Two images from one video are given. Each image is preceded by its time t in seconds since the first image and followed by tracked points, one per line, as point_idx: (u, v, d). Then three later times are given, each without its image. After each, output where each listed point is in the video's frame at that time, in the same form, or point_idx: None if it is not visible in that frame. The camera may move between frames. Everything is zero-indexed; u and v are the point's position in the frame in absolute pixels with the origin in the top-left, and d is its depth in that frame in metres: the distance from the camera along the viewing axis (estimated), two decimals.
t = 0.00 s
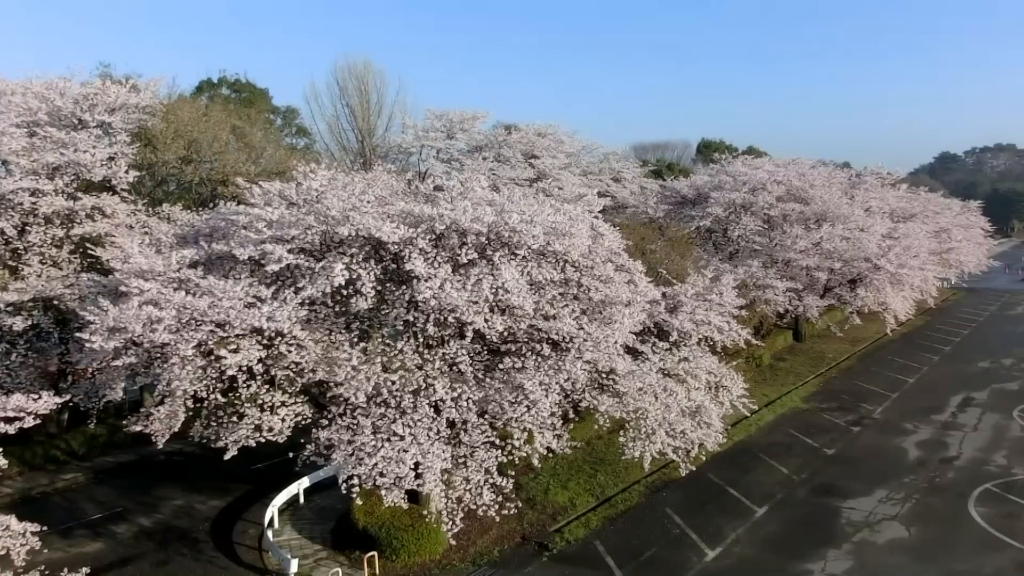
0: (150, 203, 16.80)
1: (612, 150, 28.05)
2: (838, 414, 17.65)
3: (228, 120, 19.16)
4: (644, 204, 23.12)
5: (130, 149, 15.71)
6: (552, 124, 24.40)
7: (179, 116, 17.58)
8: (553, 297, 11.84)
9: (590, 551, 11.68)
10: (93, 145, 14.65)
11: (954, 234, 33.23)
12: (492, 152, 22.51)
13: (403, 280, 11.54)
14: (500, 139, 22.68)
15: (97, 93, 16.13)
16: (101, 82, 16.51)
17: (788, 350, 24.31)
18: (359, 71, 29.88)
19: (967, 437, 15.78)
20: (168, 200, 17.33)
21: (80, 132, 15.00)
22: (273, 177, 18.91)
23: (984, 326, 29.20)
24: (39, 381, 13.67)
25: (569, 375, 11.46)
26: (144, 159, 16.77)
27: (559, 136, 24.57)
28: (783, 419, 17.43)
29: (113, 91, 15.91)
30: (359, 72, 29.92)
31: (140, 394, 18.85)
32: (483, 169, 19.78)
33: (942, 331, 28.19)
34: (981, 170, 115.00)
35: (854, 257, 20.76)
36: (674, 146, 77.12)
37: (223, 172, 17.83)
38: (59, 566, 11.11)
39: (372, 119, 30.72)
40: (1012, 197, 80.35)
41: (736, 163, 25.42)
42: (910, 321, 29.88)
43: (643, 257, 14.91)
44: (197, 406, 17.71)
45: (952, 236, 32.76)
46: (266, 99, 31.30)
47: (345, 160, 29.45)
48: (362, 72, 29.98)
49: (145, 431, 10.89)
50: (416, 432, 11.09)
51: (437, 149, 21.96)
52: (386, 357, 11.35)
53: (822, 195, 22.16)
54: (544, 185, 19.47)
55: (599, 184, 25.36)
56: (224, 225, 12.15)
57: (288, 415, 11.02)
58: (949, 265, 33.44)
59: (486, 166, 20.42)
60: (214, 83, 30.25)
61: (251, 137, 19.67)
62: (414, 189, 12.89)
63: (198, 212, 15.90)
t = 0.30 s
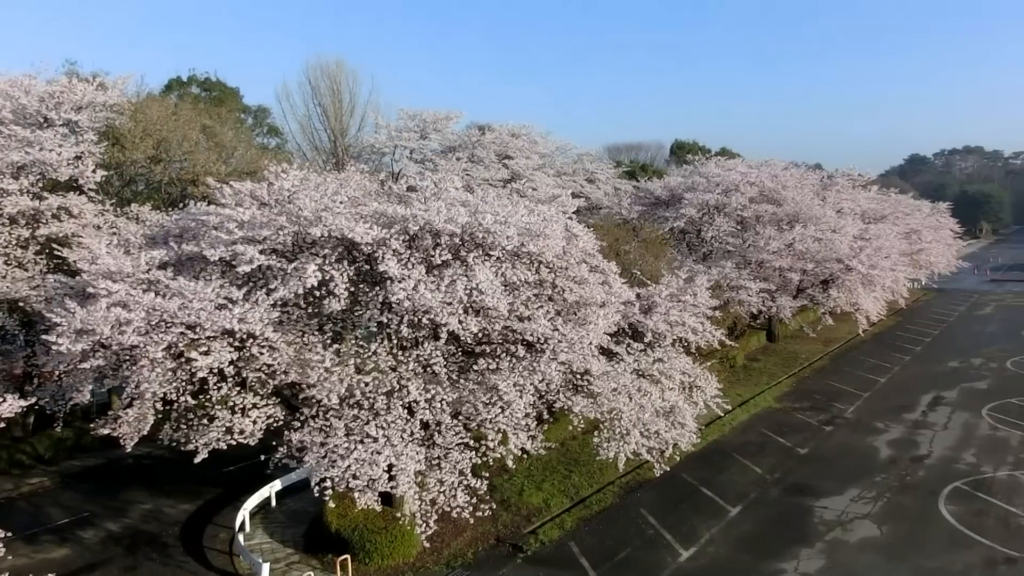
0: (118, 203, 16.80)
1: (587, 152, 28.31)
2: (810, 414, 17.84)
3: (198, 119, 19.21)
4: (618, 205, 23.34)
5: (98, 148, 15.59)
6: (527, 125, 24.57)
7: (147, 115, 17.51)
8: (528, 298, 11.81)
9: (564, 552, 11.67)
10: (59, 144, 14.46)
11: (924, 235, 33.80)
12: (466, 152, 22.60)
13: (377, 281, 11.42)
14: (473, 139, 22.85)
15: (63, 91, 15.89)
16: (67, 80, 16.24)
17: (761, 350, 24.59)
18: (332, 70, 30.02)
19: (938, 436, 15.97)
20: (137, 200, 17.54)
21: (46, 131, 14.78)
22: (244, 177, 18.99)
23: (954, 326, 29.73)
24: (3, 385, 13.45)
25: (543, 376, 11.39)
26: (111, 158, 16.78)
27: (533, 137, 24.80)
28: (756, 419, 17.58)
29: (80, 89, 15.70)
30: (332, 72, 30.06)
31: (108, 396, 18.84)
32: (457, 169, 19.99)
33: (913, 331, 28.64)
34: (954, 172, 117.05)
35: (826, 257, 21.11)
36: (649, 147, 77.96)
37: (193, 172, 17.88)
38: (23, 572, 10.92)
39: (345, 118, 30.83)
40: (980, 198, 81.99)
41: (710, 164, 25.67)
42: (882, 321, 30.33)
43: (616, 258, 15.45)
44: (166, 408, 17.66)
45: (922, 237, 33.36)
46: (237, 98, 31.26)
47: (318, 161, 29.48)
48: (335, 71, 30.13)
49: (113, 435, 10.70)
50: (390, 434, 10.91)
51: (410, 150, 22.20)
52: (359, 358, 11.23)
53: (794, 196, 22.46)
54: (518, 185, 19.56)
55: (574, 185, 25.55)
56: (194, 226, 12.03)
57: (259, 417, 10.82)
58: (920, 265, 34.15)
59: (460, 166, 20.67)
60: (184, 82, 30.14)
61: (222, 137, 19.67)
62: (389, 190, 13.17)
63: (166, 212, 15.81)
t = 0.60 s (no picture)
0: (97, 203, 16.70)
1: (572, 154, 28.41)
2: (794, 414, 17.94)
3: (179, 119, 19.15)
4: (602, 206, 23.46)
5: (77, 148, 15.47)
6: (511, 126, 24.64)
7: (128, 115, 17.39)
8: (511, 300, 11.79)
9: (548, 553, 11.66)
10: (37, 144, 14.34)
11: (906, 236, 34.13)
12: (450, 154, 22.64)
13: (360, 283, 11.36)
14: (457, 141, 22.90)
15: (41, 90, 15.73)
16: (46, 80, 16.10)
17: (744, 351, 24.73)
18: (315, 71, 29.99)
19: (919, 435, 16.09)
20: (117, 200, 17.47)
21: (25, 131, 14.64)
22: (226, 177, 18.90)
23: (935, 326, 30.04)
24: None
25: (527, 377, 11.37)
26: (91, 159, 16.70)
27: (517, 138, 24.86)
28: (739, 419, 17.68)
29: (59, 88, 15.56)
30: (315, 73, 30.03)
31: (88, 399, 18.72)
32: (440, 170, 20.01)
33: (895, 331, 28.93)
34: (937, 175, 118.32)
35: (808, 258, 21.36)
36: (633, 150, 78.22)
37: (175, 172, 17.75)
38: None
39: (328, 120, 30.80)
40: (960, 200, 82.95)
41: (693, 166, 25.82)
42: (864, 322, 30.59)
43: (600, 259, 15.57)
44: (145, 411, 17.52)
45: (903, 238, 33.71)
46: (219, 98, 31.14)
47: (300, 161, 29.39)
48: (318, 72, 30.10)
49: (92, 438, 10.55)
50: (374, 436, 10.80)
51: (394, 151, 22.23)
52: (342, 360, 11.17)
53: (777, 198, 22.64)
54: (501, 186, 19.62)
55: (557, 186, 25.65)
56: (175, 227, 11.96)
57: (242, 420, 10.68)
58: (901, 266, 34.52)
59: (444, 167, 20.71)
60: (165, 81, 29.99)
61: (204, 137, 19.57)
62: (373, 191, 13.28)
63: (146, 212, 15.74)
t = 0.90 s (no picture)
0: (91, 201, 16.70)
1: (566, 155, 28.47)
2: (786, 416, 17.97)
3: (173, 118, 19.17)
4: (596, 207, 23.53)
5: (71, 147, 15.47)
6: (505, 127, 24.71)
7: (122, 114, 17.39)
8: (505, 300, 11.81)
9: (540, 554, 11.67)
10: (31, 142, 14.34)
11: (900, 238, 34.22)
12: (444, 154, 22.70)
13: (353, 283, 11.36)
14: (451, 141, 22.96)
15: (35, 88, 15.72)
16: (39, 78, 16.09)
17: (738, 352, 24.77)
18: (310, 71, 30.02)
19: (912, 438, 16.12)
20: (110, 199, 17.47)
21: (18, 129, 14.63)
22: (220, 176, 18.92)
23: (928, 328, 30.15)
24: None
25: (520, 378, 11.38)
26: (84, 157, 16.70)
27: (512, 138, 24.91)
28: (733, 421, 17.71)
29: (53, 86, 15.56)
30: (309, 73, 30.06)
31: (80, 397, 18.71)
32: (434, 170, 20.05)
33: (889, 333, 29.02)
34: (933, 178, 118.67)
35: (802, 260, 21.45)
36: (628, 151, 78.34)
37: (169, 172, 17.81)
38: None
39: (323, 120, 30.83)
40: (953, 202, 83.21)
41: (688, 167, 25.89)
42: (858, 324, 30.66)
43: (594, 259, 15.65)
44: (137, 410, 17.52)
45: (897, 241, 33.84)
46: (213, 98, 31.15)
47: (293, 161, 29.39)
48: (312, 72, 30.13)
49: (84, 437, 10.52)
50: (366, 436, 10.78)
51: (388, 151, 22.29)
52: (335, 360, 11.15)
53: (771, 200, 22.73)
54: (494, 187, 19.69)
55: (551, 187, 25.71)
56: (168, 226, 11.96)
57: (234, 419, 10.65)
58: (895, 268, 34.63)
59: (439, 168, 20.76)
60: (159, 80, 30.01)
61: (198, 136, 19.58)
62: (366, 192, 13.29)
63: (139, 211, 15.76)
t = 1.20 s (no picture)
0: (87, 202, 16.75)
1: (562, 155, 28.51)
2: (783, 415, 17.98)
3: (168, 119, 19.21)
4: (592, 207, 23.57)
5: (67, 148, 15.50)
6: (501, 127, 24.76)
7: (118, 115, 17.43)
8: (500, 300, 11.83)
9: (537, 553, 11.69)
10: (27, 143, 14.39)
11: (896, 238, 34.24)
12: (440, 154, 22.73)
13: (349, 283, 11.38)
14: (447, 141, 23.01)
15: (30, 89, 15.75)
16: (35, 78, 16.12)
17: (734, 352, 24.80)
18: (306, 71, 30.05)
19: (908, 437, 16.13)
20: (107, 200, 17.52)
21: (15, 130, 14.68)
22: (217, 177, 18.97)
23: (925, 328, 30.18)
24: None
25: (516, 377, 11.39)
26: (80, 158, 16.74)
27: (508, 138, 24.94)
28: (730, 420, 17.73)
29: (49, 87, 15.60)
30: (305, 73, 30.09)
31: (77, 398, 18.75)
32: (430, 170, 20.08)
33: (886, 333, 29.04)
34: (931, 177, 118.74)
35: (798, 260, 21.51)
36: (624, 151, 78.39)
37: (164, 172, 17.86)
38: None
39: (319, 120, 30.86)
40: (950, 201, 83.28)
41: (684, 167, 25.94)
42: (855, 323, 30.68)
43: (590, 259, 15.71)
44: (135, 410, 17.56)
45: (894, 240, 33.87)
46: (210, 98, 31.18)
47: (290, 161, 29.45)
48: (308, 72, 30.17)
49: (81, 436, 10.54)
50: (362, 436, 10.79)
51: (384, 151, 22.34)
52: (331, 360, 11.16)
53: (768, 200, 22.78)
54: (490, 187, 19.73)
55: (547, 187, 25.75)
56: (164, 226, 11.99)
57: (230, 419, 10.66)
58: (891, 268, 34.65)
59: (435, 168, 20.80)
60: (156, 80, 30.08)
61: (194, 137, 19.62)
62: (362, 192, 13.34)
63: (135, 212, 15.80)
